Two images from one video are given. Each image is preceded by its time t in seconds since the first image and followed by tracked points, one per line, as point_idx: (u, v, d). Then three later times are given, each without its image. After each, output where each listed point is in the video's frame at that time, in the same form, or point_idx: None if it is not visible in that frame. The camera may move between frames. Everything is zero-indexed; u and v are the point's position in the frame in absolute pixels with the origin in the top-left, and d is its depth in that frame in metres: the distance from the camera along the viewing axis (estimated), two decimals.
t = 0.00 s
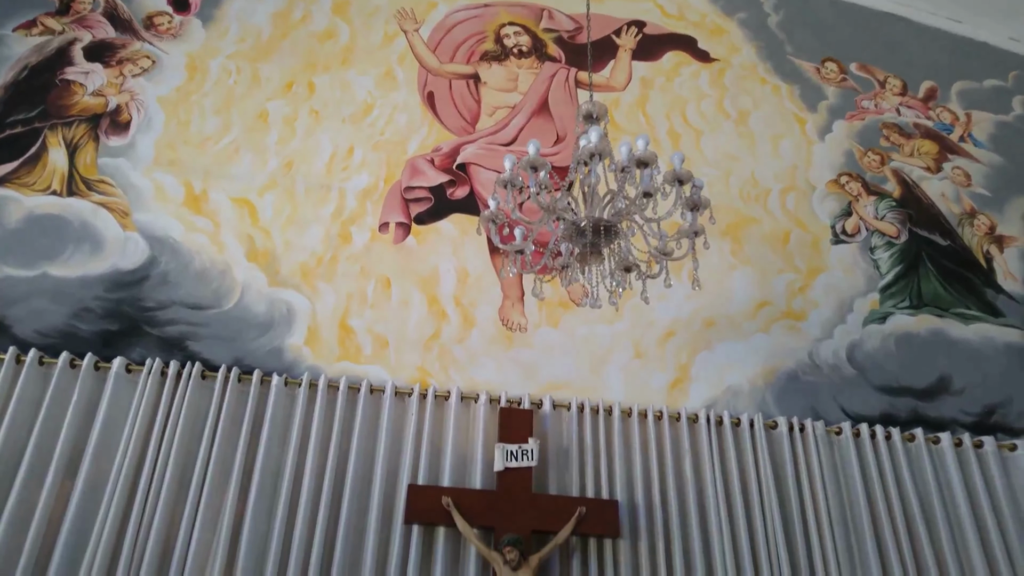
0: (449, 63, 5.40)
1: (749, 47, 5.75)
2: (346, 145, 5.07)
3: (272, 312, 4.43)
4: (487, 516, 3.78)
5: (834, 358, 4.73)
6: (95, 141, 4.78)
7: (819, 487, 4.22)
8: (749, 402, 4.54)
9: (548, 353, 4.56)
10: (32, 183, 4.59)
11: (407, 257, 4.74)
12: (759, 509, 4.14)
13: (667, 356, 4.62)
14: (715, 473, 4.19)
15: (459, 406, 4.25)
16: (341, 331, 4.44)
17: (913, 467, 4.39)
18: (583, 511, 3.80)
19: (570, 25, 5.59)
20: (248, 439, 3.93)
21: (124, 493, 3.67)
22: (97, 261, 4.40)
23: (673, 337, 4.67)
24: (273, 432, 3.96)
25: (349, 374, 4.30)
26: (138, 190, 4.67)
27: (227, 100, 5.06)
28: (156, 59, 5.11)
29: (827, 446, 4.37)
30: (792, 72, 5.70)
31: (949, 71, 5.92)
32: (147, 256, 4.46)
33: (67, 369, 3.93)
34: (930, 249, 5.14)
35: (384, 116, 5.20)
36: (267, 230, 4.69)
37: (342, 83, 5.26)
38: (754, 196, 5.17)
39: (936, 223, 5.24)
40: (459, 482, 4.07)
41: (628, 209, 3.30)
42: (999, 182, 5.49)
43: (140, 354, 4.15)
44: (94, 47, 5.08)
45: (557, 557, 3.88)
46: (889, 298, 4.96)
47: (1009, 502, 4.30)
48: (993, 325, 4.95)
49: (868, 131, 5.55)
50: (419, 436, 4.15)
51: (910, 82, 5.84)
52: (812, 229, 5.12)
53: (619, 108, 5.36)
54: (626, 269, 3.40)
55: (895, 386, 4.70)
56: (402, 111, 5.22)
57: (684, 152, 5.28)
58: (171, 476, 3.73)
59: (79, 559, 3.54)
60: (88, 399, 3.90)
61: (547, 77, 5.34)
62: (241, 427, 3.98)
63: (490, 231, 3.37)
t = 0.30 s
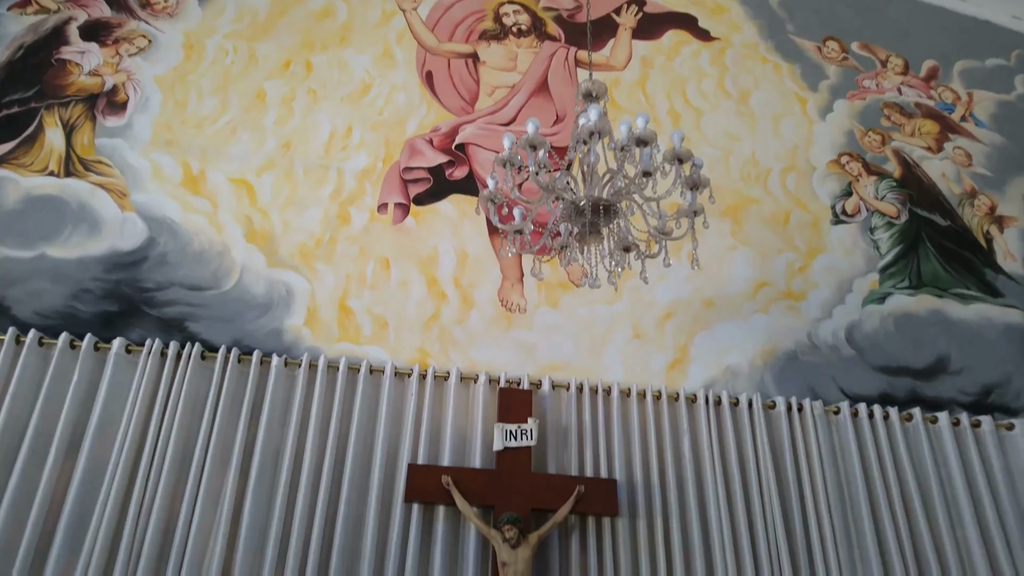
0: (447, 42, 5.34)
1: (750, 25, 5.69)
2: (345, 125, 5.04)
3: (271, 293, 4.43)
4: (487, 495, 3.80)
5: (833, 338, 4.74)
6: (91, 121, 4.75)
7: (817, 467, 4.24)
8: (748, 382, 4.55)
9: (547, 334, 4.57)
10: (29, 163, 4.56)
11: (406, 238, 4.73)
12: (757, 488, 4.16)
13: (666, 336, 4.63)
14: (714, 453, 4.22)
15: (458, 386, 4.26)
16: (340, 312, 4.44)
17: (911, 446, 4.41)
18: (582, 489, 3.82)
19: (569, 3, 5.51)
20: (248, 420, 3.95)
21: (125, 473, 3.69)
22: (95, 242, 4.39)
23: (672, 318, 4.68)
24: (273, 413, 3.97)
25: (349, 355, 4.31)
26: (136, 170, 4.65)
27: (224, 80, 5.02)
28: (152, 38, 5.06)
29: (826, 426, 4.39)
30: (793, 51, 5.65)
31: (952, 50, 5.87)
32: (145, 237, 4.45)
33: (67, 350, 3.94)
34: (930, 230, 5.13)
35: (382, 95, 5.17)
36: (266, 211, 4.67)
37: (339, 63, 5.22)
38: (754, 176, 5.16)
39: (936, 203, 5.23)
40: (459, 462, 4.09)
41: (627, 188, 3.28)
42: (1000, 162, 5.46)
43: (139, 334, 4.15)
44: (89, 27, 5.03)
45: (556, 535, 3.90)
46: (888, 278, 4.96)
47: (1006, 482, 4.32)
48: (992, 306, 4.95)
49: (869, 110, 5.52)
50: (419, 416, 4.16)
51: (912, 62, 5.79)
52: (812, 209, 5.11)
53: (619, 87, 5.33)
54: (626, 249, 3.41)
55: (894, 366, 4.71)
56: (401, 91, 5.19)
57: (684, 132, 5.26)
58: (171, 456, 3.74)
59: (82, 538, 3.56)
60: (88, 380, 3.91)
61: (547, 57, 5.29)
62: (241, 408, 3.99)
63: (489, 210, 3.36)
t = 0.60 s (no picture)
0: (447, 19, 5.28)
1: (753, 2, 5.61)
2: (344, 103, 5.02)
3: (272, 272, 4.43)
4: (487, 472, 3.82)
5: (833, 317, 4.75)
6: (89, 99, 4.72)
7: (815, 444, 4.27)
8: (747, 360, 4.56)
9: (547, 313, 4.57)
10: (27, 142, 4.54)
11: (406, 216, 4.73)
12: (756, 466, 4.18)
13: (667, 315, 4.64)
14: (714, 432, 4.23)
15: (459, 365, 4.27)
16: (340, 291, 4.44)
17: (909, 424, 4.43)
18: (582, 467, 3.84)
19: None
20: (249, 398, 3.96)
21: (127, 451, 3.70)
22: (95, 221, 4.38)
23: (672, 297, 4.68)
24: (274, 390, 3.99)
25: (349, 333, 4.31)
26: (134, 148, 4.63)
27: (222, 57, 4.99)
28: (149, 15, 5.02)
29: (824, 404, 4.41)
30: (796, 29, 5.59)
31: (957, 27, 5.80)
32: (144, 216, 4.44)
33: (68, 329, 3.94)
34: (931, 209, 5.13)
35: (381, 73, 5.13)
36: (265, 189, 4.66)
37: (338, 40, 5.18)
38: (755, 155, 5.15)
39: (937, 182, 5.22)
40: (459, 440, 4.10)
41: (628, 165, 3.27)
42: (1003, 141, 5.44)
43: (140, 313, 4.15)
44: (86, 3, 4.99)
45: (556, 511, 3.93)
46: (889, 257, 4.97)
47: (1003, 459, 4.35)
48: (992, 284, 4.95)
49: (872, 88, 5.49)
50: (420, 394, 4.18)
51: (915, 40, 5.73)
52: (813, 187, 5.11)
53: (620, 65, 5.31)
54: (626, 227, 3.40)
55: (893, 344, 4.72)
56: (400, 68, 5.16)
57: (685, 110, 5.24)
58: (173, 433, 3.76)
59: (85, 515, 3.59)
60: (89, 358, 3.92)
61: (547, 34, 5.23)
62: (242, 386, 4.00)
63: (489, 188, 3.35)
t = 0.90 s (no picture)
0: None
1: None
2: (343, 78, 4.98)
3: (271, 248, 4.42)
4: (487, 447, 3.84)
5: (833, 294, 4.75)
6: (86, 75, 4.69)
7: (814, 420, 4.29)
8: (747, 336, 4.57)
9: (548, 290, 4.57)
10: (24, 117, 4.52)
11: (406, 193, 4.72)
12: (755, 441, 4.21)
13: (667, 291, 4.64)
14: (713, 409, 4.25)
15: (459, 342, 4.28)
16: (340, 268, 4.44)
17: (907, 400, 4.45)
18: (581, 442, 3.87)
19: None
20: (249, 374, 3.97)
21: (130, 426, 3.72)
22: (93, 197, 4.37)
23: (673, 274, 4.69)
24: (274, 367, 4.00)
25: (349, 310, 4.32)
26: (132, 124, 4.60)
27: (219, 32, 4.94)
28: None
29: (823, 380, 4.43)
30: (799, 3, 5.53)
31: None
32: (143, 193, 4.43)
33: (69, 306, 3.95)
34: (933, 185, 5.11)
35: (380, 48, 5.09)
36: (264, 165, 4.65)
37: (336, 14, 5.13)
38: (757, 131, 5.13)
39: (939, 158, 5.19)
40: (460, 417, 4.13)
41: (629, 140, 3.25)
42: (1006, 117, 5.39)
43: (141, 290, 4.16)
44: None
45: (555, 486, 3.96)
46: (890, 234, 4.96)
47: (1000, 435, 4.37)
48: (993, 261, 4.94)
49: (875, 63, 5.45)
50: (421, 371, 4.19)
51: (920, 14, 5.65)
52: (814, 163, 5.09)
53: (621, 40, 5.26)
54: (626, 202, 3.40)
55: (893, 321, 4.72)
56: (399, 43, 5.11)
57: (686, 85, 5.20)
58: (175, 409, 3.78)
59: (89, 490, 3.61)
60: (90, 335, 3.93)
61: (547, 8, 5.17)
62: (244, 362, 4.02)
63: (490, 163, 3.33)
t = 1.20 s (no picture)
0: None
1: None
2: (342, 50, 4.94)
3: (271, 222, 4.41)
4: (488, 419, 3.86)
5: (833, 267, 4.75)
6: (82, 46, 4.64)
7: (813, 393, 4.31)
8: (747, 309, 4.58)
9: (548, 264, 4.57)
10: (21, 89, 4.48)
11: (406, 165, 4.70)
12: (753, 414, 4.23)
13: (667, 265, 4.64)
14: (712, 382, 4.26)
15: (459, 315, 4.28)
16: (340, 241, 4.44)
17: (906, 373, 4.47)
18: (581, 414, 3.89)
19: None
20: (251, 347, 3.98)
21: (132, 398, 3.74)
22: (92, 170, 4.35)
23: (673, 247, 4.68)
24: (275, 340, 4.01)
25: (349, 284, 4.32)
26: (130, 96, 4.57)
27: (216, 3, 4.89)
28: None
29: (823, 353, 4.44)
30: None
31: None
32: (142, 165, 4.41)
33: (69, 279, 3.95)
34: (935, 157, 5.09)
35: (379, 19, 5.04)
36: (263, 138, 4.62)
37: None
38: (759, 103, 5.10)
39: (942, 130, 5.16)
40: (460, 389, 4.15)
41: (630, 111, 3.22)
42: (1010, 88, 5.34)
43: (141, 263, 4.16)
44: None
45: (555, 458, 3.99)
46: (891, 206, 4.95)
47: (997, 407, 4.40)
48: (994, 234, 4.94)
49: (879, 34, 5.39)
50: (421, 343, 4.20)
51: None
52: (816, 136, 5.07)
53: (622, 10, 5.20)
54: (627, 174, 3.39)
55: (893, 294, 4.73)
56: (398, 14, 5.06)
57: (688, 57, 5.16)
58: (177, 381, 3.80)
59: (92, 461, 3.64)
60: (91, 308, 3.93)
61: None
62: (245, 335, 4.03)
63: (489, 134, 3.31)
